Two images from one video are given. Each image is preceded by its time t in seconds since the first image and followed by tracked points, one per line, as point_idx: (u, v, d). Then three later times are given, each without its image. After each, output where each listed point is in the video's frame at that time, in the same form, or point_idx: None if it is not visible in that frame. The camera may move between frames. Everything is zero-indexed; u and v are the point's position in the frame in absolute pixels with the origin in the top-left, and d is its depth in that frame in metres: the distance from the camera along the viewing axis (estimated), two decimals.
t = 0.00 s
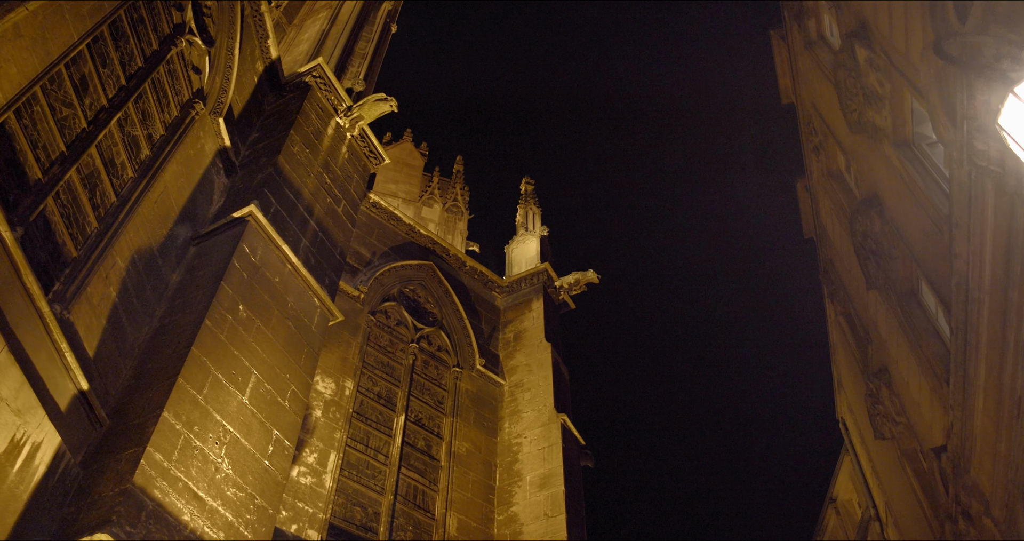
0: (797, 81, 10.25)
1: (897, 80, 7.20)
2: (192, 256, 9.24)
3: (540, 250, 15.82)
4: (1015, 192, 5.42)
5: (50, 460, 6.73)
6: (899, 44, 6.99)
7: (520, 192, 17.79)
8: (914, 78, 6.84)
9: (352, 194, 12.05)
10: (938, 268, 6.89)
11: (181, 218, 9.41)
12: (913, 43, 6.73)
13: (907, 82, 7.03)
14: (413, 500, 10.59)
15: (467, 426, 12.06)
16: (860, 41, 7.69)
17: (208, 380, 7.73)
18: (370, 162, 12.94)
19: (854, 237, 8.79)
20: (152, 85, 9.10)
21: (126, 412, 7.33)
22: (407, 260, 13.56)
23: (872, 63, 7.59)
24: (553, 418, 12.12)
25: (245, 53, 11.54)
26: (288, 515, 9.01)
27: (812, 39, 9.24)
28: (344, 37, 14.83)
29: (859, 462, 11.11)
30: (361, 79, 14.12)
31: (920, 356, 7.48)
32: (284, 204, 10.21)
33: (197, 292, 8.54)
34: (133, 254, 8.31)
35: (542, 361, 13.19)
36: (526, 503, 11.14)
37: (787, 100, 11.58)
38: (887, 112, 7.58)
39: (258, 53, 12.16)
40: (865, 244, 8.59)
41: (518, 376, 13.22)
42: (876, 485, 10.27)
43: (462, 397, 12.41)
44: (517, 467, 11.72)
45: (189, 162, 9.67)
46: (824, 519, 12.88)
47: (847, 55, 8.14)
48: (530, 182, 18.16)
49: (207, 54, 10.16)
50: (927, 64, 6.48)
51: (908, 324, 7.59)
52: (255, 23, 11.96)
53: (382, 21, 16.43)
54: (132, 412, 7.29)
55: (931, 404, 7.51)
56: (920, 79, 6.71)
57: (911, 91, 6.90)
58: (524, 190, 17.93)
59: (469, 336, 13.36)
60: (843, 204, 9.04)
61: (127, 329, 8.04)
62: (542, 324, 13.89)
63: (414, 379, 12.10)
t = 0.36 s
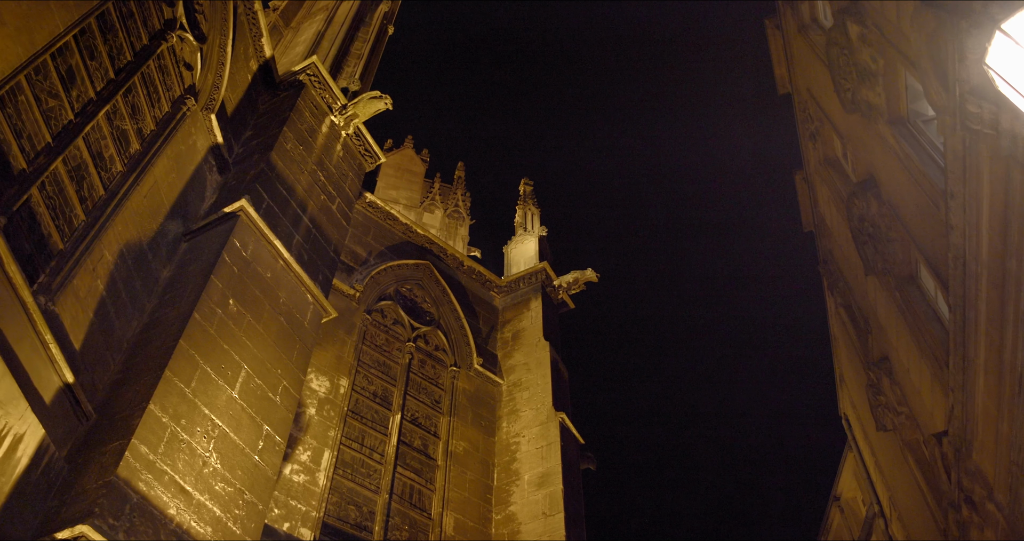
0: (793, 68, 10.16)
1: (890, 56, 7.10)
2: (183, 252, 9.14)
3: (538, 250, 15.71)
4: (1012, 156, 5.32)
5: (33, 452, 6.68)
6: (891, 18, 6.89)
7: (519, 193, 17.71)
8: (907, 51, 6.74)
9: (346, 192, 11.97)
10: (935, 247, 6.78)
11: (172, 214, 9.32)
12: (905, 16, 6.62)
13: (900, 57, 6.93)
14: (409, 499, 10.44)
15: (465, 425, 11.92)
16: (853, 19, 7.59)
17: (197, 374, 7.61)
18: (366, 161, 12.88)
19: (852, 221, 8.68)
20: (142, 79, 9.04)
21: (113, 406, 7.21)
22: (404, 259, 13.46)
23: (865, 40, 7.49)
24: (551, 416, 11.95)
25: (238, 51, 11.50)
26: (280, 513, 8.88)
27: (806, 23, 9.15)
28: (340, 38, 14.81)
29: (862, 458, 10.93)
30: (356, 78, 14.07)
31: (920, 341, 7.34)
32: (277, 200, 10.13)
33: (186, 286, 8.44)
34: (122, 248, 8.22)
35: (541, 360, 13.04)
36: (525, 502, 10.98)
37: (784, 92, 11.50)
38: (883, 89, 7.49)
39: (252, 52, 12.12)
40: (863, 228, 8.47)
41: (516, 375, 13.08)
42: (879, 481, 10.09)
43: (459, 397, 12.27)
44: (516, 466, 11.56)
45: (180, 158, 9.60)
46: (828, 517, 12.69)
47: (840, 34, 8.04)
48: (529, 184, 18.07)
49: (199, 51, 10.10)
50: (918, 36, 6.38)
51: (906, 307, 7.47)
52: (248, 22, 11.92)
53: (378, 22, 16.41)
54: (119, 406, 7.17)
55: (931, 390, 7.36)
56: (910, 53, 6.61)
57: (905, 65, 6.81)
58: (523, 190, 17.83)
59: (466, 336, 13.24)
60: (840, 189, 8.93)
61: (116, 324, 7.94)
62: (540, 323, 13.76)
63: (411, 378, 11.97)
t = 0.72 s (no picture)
0: (787, 56, 10.08)
1: (884, 32, 7.05)
2: (174, 248, 9.03)
3: (537, 250, 15.60)
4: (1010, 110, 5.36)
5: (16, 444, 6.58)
6: None
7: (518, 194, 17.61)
8: (901, 24, 6.69)
9: (341, 190, 11.89)
10: (932, 226, 6.69)
11: (163, 210, 9.22)
12: None
13: (894, 32, 6.88)
14: (405, 498, 10.31)
15: (463, 425, 11.78)
16: None
17: (186, 367, 7.52)
18: (361, 159, 12.81)
19: (849, 206, 8.59)
20: (132, 74, 9.00)
21: (100, 400, 7.09)
22: (401, 259, 13.35)
23: (857, 18, 7.44)
24: (549, 415, 11.80)
25: (231, 50, 11.45)
26: (273, 510, 8.76)
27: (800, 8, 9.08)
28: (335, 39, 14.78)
29: (866, 454, 10.74)
30: (352, 78, 14.02)
31: (921, 325, 7.22)
32: (269, 196, 10.05)
33: (176, 281, 8.34)
34: (111, 242, 8.14)
35: (539, 359, 12.90)
36: (523, 501, 10.83)
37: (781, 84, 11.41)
38: (876, 65, 7.41)
39: (246, 50, 12.08)
40: (861, 212, 8.37)
41: (515, 375, 12.94)
42: (883, 476, 9.92)
43: (457, 396, 12.13)
44: (514, 465, 11.41)
45: (171, 154, 9.53)
46: (833, 516, 12.49)
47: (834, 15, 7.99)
48: (529, 185, 17.97)
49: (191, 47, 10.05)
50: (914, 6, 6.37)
51: (905, 290, 7.37)
52: (242, 20, 11.88)
53: (375, 24, 16.38)
54: (105, 400, 7.06)
55: (934, 376, 7.23)
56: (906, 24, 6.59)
57: (900, 38, 6.76)
58: (522, 192, 17.73)
59: (464, 335, 13.12)
60: (836, 175, 8.84)
61: (105, 318, 7.84)
62: (539, 322, 13.62)
63: (407, 378, 11.84)
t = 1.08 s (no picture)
0: (783, 44, 10.02)
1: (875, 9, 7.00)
2: (165, 243, 8.94)
3: (536, 249, 15.49)
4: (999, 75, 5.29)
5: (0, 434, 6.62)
6: None
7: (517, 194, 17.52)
8: None
9: (336, 187, 11.81)
10: (929, 203, 6.61)
11: (154, 206, 9.14)
12: None
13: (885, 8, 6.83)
14: (401, 497, 10.17)
15: (460, 423, 11.65)
16: None
17: (174, 360, 7.42)
18: (357, 158, 12.75)
19: (846, 189, 8.51)
20: (122, 69, 8.96)
21: (86, 394, 6.98)
22: (397, 258, 13.26)
23: None
24: (548, 412, 11.66)
25: (225, 47, 11.42)
26: (266, 508, 8.64)
27: None
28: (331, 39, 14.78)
29: (869, 449, 10.58)
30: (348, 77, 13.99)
31: (922, 308, 7.09)
32: (262, 192, 9.97)
33: (166, 275, 8.25)
34: (100, 236, 8.09)
35: (537, 357, 12.77)
36: (521, 500, 10.68)
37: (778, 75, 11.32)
38: (868, 43, 7.35)
39: (240, 49, 12.05)
40: (857, 196, 8.27)
41: (513, 374, 12.82)
42: (886, 470, 9.75)
43: (454, 394, 12.00)
44: (512, 464, 11.27)
45: (163, 149, 9.47)
46: (837, 514, 12.29)
47: None
48: (528, 186, 17.88)
49: (183, 43, 10.01)
50: None
51: (903, 272, 7.28)
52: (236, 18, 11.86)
53: (372, 25, 16.37)
54: (91, 392, 6.96)
55: (936, 361, 7.09)
56: None
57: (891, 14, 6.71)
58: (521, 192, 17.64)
59: (461, 334, 13.01)
60: (832, 160, 8.77)
61: (94, 313, 7.76)
62: (538, 320, 13.50)
63: (404, 376, 11.73)
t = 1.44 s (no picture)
0: (778, 33, 9.98)
1: None
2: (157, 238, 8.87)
3: (535, 248, 15.40)
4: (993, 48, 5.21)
5: None
6: None
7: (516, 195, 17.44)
8: None
9: (331, 185, 11.75)
10: (926, 184, 6.52)
11: (147, 201, 9.07)
12: None
13: None
14: (397, 495, 10.06)
15: (458, 421, 11.54)
16: None
17: (164, 353, 7.33)
18: (353, 156, 12.69)
19: (844, 176, 8.44)
20: (114, 64, 8.93)
21: (74, 387, 6.90)
22: (395, 257, 13.19)
23: None
24: (546, 410, 11.54)
25: (219, 45, 11.40)
26: (259, 505, 8.54)
27: None
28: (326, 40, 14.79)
29: (871, 444, 10.44)
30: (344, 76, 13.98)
31: (922, 293, 6.99)
32: (255, 188, 9.92)
33: (156, 269, 8.17)
34: (90, 230, 8.03)
35: (535, 355, 12.67)
36: (519, 498, 10.56)
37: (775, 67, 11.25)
38: (862, 24, 7.28)
39: (235, 47, 12.03)
40: (854, 182, 8.20)
41: (511, 372, 12.71)
42: (889, 464, 9.61)
43: (452, 393, 11.90)
44: (510, 462, 11.15)
45: (155, 145, 9.41)
46: (841, 512, 12.13)
47: None
48: (527, 186, 17.80)
49: (176, 40, 9.97)
50: None
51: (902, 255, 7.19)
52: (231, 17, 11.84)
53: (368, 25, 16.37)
54: (79, 385, 6.88)
55: (937, 347, 6.98)
56: None
57: None
58: (519, 192, 17.56)
59: (459, 333, 12.91)
60: (829, 148, 8.69)
61: (84, 306, 7.70)
62: (536, 318, 13.40)
63: (401, 374, 11.63)
